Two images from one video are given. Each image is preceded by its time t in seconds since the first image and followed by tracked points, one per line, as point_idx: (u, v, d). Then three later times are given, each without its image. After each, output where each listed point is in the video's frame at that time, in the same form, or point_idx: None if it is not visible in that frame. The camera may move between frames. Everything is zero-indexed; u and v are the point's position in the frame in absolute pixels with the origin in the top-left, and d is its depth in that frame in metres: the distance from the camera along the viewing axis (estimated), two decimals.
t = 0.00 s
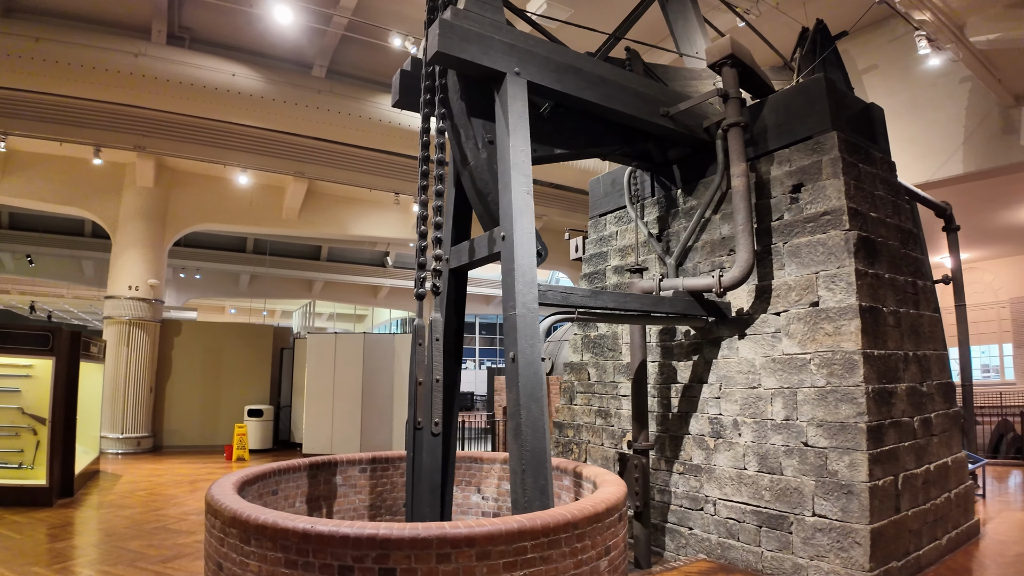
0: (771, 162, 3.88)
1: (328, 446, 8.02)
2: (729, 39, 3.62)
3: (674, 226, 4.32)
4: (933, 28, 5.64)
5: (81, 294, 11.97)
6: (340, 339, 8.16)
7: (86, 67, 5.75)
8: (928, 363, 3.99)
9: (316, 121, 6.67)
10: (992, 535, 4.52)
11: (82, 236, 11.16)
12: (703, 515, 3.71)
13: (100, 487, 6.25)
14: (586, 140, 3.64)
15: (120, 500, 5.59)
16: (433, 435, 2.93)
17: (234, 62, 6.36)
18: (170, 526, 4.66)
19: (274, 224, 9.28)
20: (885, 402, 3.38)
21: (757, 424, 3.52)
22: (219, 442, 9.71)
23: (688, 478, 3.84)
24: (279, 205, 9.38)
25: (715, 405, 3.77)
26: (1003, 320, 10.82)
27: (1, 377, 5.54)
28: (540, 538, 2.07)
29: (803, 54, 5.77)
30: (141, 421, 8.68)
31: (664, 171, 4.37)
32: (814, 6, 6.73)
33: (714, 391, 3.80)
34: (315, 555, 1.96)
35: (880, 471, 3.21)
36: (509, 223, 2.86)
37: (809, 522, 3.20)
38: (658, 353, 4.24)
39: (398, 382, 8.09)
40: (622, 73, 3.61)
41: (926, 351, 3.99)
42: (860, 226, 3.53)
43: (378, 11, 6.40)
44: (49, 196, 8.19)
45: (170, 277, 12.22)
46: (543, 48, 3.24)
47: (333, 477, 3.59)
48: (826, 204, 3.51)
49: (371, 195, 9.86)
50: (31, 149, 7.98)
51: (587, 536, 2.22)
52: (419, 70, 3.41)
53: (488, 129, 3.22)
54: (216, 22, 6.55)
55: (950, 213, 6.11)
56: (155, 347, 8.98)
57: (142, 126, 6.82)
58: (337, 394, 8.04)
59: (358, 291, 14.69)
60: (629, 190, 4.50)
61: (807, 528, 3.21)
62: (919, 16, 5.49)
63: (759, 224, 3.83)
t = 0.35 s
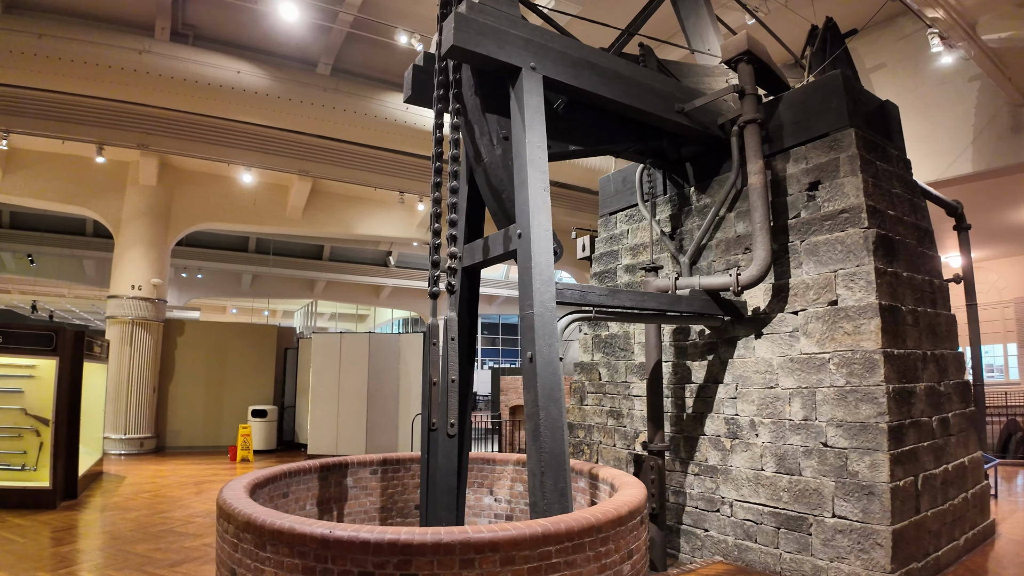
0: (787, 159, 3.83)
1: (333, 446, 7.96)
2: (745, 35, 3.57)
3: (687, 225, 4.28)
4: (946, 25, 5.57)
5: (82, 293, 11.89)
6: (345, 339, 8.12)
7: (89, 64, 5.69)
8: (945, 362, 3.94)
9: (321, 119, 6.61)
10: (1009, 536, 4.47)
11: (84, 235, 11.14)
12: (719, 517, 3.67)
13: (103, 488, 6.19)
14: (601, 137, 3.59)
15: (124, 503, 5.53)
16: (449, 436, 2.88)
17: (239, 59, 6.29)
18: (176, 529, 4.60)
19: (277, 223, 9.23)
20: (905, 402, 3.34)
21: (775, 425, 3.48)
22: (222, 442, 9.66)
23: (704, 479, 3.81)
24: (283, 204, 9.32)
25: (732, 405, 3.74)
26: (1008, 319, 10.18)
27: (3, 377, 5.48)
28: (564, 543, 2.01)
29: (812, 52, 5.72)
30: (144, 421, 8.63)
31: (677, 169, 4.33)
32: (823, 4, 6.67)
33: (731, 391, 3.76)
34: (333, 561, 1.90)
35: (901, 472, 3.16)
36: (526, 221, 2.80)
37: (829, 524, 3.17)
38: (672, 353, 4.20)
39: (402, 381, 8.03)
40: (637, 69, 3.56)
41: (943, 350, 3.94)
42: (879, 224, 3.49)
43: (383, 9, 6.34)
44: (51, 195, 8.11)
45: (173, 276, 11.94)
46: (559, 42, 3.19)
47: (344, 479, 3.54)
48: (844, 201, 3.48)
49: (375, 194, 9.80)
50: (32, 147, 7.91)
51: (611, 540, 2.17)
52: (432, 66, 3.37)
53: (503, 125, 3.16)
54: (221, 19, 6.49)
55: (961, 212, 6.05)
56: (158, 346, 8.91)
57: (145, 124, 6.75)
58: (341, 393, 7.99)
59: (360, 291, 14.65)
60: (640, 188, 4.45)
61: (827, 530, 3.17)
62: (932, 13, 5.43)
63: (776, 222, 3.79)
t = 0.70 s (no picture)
0: (798, 155, 3.79)
1: (335, 446, 7.91)
2: (755, 30, 3.52)
3: (695, 222, 4.23)
4: (955, 21, 5.51)
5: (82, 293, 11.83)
6: (347, 338, 8.07)
7: (89, 61, 5.63)
8: (958, 360, 3.90)
9: (324, 116, 6.55)
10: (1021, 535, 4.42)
11: (82, 235, 11.26)
12: (730, 517, 3.64)
13: (104, 490, 6.14)
14: (610, 133, 3.54)
15: (125, 504, 5.47)
16: (458, 437, 2.84)
17: (240, 56, 6.24)
18: (178, 530, 4.55)
19: (279, 222, 9.18)
20: (919, 400, 3.30)
21: (787, 424, 3.45)
22: (223, 442, 9.61)
23: (714, 479, 3.77)
24: (284, 202, 9.26)
25: (743, 404, 3.70)
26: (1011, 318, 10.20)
27: (3, 377, 5.42)
28: (580, 545, 1.96)
29: (819, 48, 5.66)
30: (144, 422, 8.57)
31: (684, 166, 4.28)
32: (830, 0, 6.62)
33: (741, 390, 3.73)
34: (343, 566, 1.85)
35: (916, 471, 3.12)
36: (536, 217, 2.75)
37: (843, 524, 3.14)
38: (681, 351, 4.16)
39: (404, 381, 7.98)
40: (646, 64, 3.51)
41: (955, 348, 3.89)
42: (892, 220, 3.45)
43: (386, 5, 6.28)
44: (50, 193, 8.05)
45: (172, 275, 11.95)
46: (568, 36, 3.14)
47: (349, 480, 3.49)
48: (856, 198, 3.44)
49: (377, 192, 9.75)
50: (32, 145, 7.86)
51: (626, 542, 2.12)
52: (439, 60, 3.31)
53: (512, 120, 3.11)
54: (222, 16, 6.44)
55: (968, 209, 5.99)
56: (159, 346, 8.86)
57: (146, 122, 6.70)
58: (343, 393, 7.93)
59: (361, 290, 14.61)
60: (648, 185, 4.40)
61: (841, 530, 3.15)
62: (941, 9, 5.38)
63: (786, 219, 3.75)
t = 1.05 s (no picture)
0: (809, 148, 3.71)
1: (336, 445, 7.84)
2: (766, 19, 3.44)
3: (704, 216, 4.15)
4: (966, 14, 5.40)
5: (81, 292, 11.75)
6: (348, 336, 8.00)
7: (86, 55, 5.54)
8: (972, 356, 3.81)
9: (324, 111, 6.46)
10: None
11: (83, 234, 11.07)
12: (742, 517, 3.57)
13: (102, 490, 6.05)
14: (618, 124, 3.46)
15: (124, 504, 5.39)
16: (465, 436, 2.76)
17: (240, 50, 6.14)
18: (177, 531, 4.47)
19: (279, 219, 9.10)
20: (936, 398, 3.23)
21: (801, 422, 3.38)
22: (223, 442, 9.52)
23: (725, 479, 3.70)
24: (284, 199, 9.17)
25: (754, 402, 3.63)
26: (1015, 315, 10.14)
27: None
28: (595, 549, 1.89)
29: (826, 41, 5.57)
30: (143, 421, 8.49)
31: (693, 159, 4.20)
32: None
33: (753, 388, 3.66)
34: (348, 571, 1.77)
35: (934, 470, 3.05)
36: (545, 209, 2.66)
37: (859, 524, 3.08)
38: (690, 348, 4.08)
39: (406, 380, 7.89)
40: (654, 53, 3.42)
41: (970, 344, 3.81)
42: (907, 213, 3.37)
43: None
44: (47, 189, 7.95)
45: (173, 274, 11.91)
46: (575, 24, 3.05)
47: (351, 480, 3.41)
48: (871, 190, 3.36)
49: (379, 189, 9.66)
50: (28, 141, 7.78)
51: (641, 545, 2.05)
52: (443, 49, 3.22)
53: (518, 109, 3.03)
54: (222, 9, 6.34)
55: (978, 205, 5.88)
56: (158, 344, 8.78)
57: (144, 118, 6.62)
58: (345, 392, 7.87)
59: (362, 288, 14.47)
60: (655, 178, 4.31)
61: (857, 531, 3.08)
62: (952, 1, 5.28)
63: (798, 213, 3.67)
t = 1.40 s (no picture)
0: (821, 142, 3.62)
1: (336, 445, 7.75)
2: (777, 10, 3.34)
3: (713, 212, 4.06)
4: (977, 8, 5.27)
5: (80, 291, 11.71)
6: (348, 335, 7.92)
7: (82, 50, 5.45)
8: (988, 356, 3.72)
9: (324, 107, 6.36)
10: None
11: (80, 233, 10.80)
12: (753, 521, 3.48)
13: (99, 492, 5.96)
14: (625, 117, 3.37)
15: (120, 507, 5.30)
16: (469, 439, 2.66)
17: (238, 45, 6.04)
18: (174, 535, 4.39)
19: (278, 217, 9.01)
20: (954, 398, 3.13)
21: (814, 424, 3.29)
22: (222, 443, 9.44)
23: (735, 482, 3.61)
24: (283, 197, 9.08)
25: (766, 403, 3.54)
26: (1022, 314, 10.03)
27: None
28: (608, 559, 1.80)
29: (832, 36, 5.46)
30: (141, 421, 8.40)
31: (701, 154, 4.11)
32: None
33: (765, 388, 3.57)
34: None
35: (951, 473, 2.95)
36: (551, 203, 2.57)
37: (875, 528, 2.98)
38: (699, 348, 3.99)
39: (407, 380, 7.79)
40: (663, 45, 3.33)
41: (985, 343, 3.71)
42: (923, 209, 3.27)
43: None
44: (43, 187, 7.86)
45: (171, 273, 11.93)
46: (582, 13, 2.95)
47: (351, 484, 3.32)
48: (885, 185, 3.27)
49: (379, 187, 9.58)
50: (24, 138, 7.70)
51: (655, 555, 1.97)
52: (446, 40, 3.14)
53: (524, 101, 2.93)
54: (219, 4, 6.25)
55: (988, 202, 5.76)
56: (156, 343, 8.69)
57: (141, 114, 6.53)
58: (346, 392, 7.78)
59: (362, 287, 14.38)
60: (662, 174, 4.22)
61: (873, 535, 2.99)
62: None
63: (810, 209, 3.58)
